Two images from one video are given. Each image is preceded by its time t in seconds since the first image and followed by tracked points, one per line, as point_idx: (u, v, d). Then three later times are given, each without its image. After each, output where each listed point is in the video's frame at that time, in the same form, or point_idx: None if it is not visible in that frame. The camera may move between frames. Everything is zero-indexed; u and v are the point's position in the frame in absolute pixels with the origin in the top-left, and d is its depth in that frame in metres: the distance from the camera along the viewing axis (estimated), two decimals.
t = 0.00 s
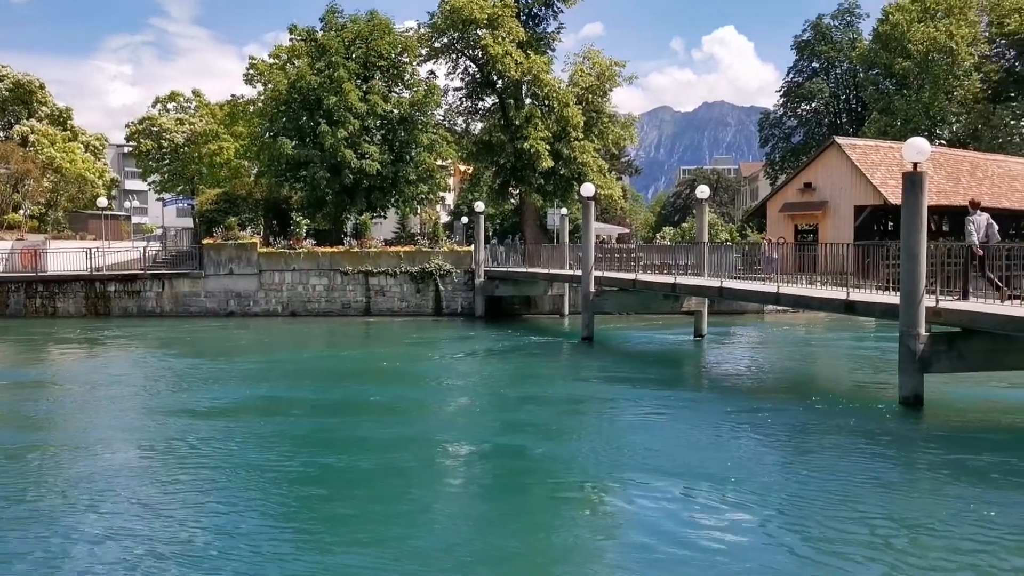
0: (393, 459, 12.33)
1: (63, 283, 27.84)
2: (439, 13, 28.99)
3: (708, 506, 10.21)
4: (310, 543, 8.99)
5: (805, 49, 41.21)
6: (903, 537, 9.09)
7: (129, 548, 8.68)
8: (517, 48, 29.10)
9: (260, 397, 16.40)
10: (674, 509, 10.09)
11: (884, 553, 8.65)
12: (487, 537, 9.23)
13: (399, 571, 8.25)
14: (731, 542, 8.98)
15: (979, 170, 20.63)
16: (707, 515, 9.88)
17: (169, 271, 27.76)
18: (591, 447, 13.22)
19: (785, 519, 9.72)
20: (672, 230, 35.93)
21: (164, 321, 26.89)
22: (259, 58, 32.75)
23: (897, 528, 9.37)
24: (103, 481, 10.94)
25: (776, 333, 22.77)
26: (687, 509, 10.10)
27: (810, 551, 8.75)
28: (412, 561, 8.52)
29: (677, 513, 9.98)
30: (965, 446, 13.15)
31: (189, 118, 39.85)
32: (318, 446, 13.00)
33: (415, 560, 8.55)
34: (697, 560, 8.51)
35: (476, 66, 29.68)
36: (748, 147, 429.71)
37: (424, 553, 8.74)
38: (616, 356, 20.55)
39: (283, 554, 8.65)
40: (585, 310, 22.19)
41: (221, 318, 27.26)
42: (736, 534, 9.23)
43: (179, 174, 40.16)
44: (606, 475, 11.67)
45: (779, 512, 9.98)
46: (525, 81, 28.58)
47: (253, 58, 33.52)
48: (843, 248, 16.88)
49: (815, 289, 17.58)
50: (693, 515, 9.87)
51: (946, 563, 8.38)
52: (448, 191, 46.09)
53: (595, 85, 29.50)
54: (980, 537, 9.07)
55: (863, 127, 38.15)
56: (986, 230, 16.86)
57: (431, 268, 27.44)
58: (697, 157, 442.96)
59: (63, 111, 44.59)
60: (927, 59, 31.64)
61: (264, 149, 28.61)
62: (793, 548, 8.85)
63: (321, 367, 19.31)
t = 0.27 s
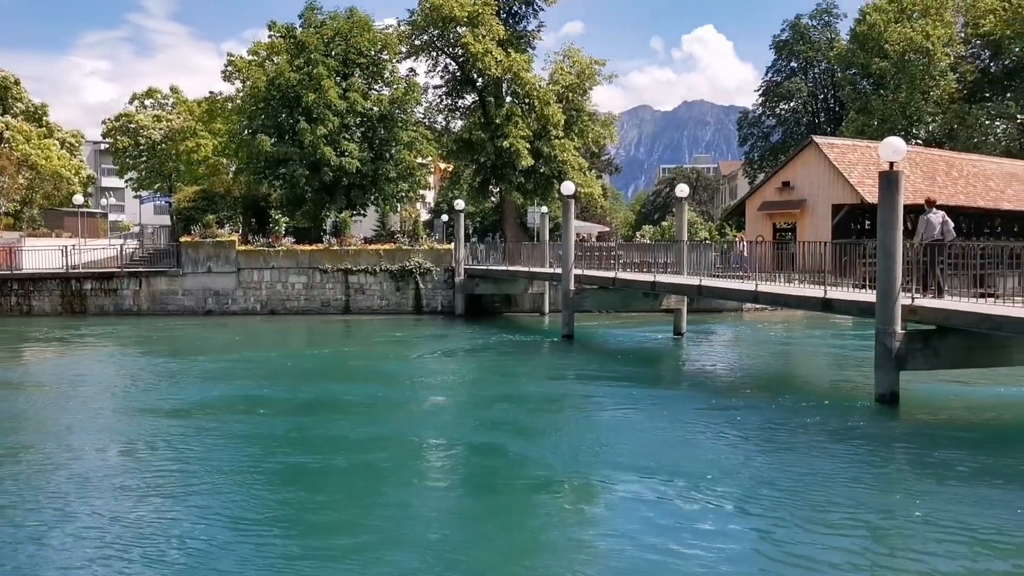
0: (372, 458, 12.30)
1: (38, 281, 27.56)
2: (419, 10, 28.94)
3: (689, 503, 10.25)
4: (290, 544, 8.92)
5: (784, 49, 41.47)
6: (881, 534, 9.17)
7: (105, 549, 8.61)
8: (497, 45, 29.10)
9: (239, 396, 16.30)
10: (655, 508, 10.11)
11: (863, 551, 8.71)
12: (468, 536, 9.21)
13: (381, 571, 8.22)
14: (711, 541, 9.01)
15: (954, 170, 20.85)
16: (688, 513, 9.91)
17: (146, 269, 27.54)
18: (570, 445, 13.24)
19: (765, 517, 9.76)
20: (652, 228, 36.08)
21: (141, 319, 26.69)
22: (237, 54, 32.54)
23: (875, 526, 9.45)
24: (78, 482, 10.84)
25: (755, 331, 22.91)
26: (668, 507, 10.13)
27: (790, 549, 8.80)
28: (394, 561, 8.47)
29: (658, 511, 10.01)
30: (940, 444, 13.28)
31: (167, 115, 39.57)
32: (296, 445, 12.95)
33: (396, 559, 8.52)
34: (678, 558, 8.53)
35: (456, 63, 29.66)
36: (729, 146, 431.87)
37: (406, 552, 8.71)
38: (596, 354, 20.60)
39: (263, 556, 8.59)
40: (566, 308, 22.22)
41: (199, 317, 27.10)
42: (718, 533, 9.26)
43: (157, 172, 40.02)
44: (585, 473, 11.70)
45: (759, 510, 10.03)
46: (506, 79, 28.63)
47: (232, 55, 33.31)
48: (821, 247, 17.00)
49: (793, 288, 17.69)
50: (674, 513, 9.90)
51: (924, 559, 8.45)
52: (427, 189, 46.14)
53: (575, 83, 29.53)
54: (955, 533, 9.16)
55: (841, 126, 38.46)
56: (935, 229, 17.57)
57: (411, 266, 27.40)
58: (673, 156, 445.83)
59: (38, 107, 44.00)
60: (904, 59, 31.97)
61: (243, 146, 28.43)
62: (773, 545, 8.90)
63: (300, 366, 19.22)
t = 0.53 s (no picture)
0: (350, 458, 12.26)
1: (9, 280, 27.19)
2: (395, 9, 28.90)
3: (666, 503, 10.29)
4: (266, 546, 8.85)
5: (759, 50, 41.78)
6: (856, 532, 9.25)
7: (79, 552, 8.52)
8: (475, 44, 29.11)
9: (215, 396, 16.19)
10: (632, 507, 10.14)
11: (838, 548, 8.79)
12: (446, 536, 9.19)
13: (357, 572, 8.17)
14: (688, 540, 9.05)
15: (926, 170, 21.09)
16: (665, 512, 9.95)
17: (120, 268, 27.26)
18: (548, 444, 13.27)
19: (741, 516, 9.81)
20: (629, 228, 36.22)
21: (114, 319, 26.42)
22: (212, 52, 32.30)
23: (850, 523, 9.53)
24: (51, 484, 10.72)
25: (730, 331, 23.06)
26: (645, 506, 10.16)
27: (766, 547, 8.85)
28: (370, 562, 8.43)
29: (636, 510, 10.04)
30: (913, 442, 13.43)
31: (141, 113, 39.16)
32: (273, 446, 12.88)
33: (373, 561, 8.48)
34: (655, 557, 8.56)
35: (433, 62, 29.66)
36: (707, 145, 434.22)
37: (382, 553, 8.67)
38: (573, 353, 20.64)
39: (239, 558, 8.51)
40: (543, 307, 22.25)
41: (174, 316, 26.88)
42: (695, 532, 9.29)
43: (131, 170, 39.59)
44: (562, 472, 11.73)
45: (735, 509, 10.09)
46: (483, 78, 28.68)
47: (206, 52, 33.06)
48: (796, 246, 17.13)
49: (768, 287, 17.81)
50: (651, 513, 9.93)
51: (898, 556, 8.54)
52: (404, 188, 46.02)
53: (553, 82, 29.58)
54: (928, 531, 9.26)
55: (815, 127, 38.81)
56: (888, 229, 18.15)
57: (388, 265, 27.34)
58: (652, 155, 447.57)
59: (9, 104, 43.25)
60: (877, 60, 32.31)
61: (218, 144, 28.22)
62: (750, 544, 8.94)
63: (277, 365, 19.12)
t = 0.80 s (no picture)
0: (327, 458, 12.22)
1: None
2: (371, 8, 28.84)
3: (644, 501, 10.34)
4: (241, 547, 8.79)
5: (734, 51, 42.04)
6: (831, 530, 9.33)
7: (51, 553, 8.44)
8: (451, 44, 29.10)
9: (189, 397, 16.06)
10: (609, 506, 10.17)
11: (814, 546, 8.86)
12: (422, 536, 9.18)
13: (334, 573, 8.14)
14: (665, 539, 9.09)
15: (899, 171, 21.31)
16: (641, 511, 9.99)
17: (92, 267, 26.95)
18: (526, 444, 13.30)
19: (717, 514, 9.87)
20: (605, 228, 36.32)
21: (87, 319, 26.14)
22: (186, 49, 32.03)
23: (825, 521, 9.61)
24: (22, 486, 10.59)
25: (706, 330, 23.20)
26: (622, 505, 10.19)
27: (742, 545, 8.90)
28: (347, 563, 8.41)
29: (612, 509, 10.07)
30: (886, 440, 13.57)
31: (113, 110, 38.73)
32: (249, 445, 12.81)
33: (349, 561, 8.45)
34: (633, 555, 8.61)
35: (410, 61, 29.65)
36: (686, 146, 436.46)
37: (359, 554, 8.64)
38: (550, 353, 20.67)
39: (213, 560, 8.44)
40: (520, 307, 22.26)
41: (147, 316, 26.63)
42: (671, 530, 9.34)
43: (103, 168, 39.14)
44: (539, 472, 11.74)
45: (712, 507, 10.14)
46: (460, 77, 28.72)
47: (181, 50, 32.77)
48: (771, 246, 17.26)
49: (744, 286, 17.94)
50: (628, 511, 9.96)
51: (872, 554, 8.63)
52: (381, 188, 45.87)
53: (530, 82, 29.59)
54: (901, 528, 9.38)
55: (790, 127, 39.11)
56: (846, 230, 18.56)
57: (364, 265, 27.24)
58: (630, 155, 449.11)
59: None
60: (851, 62, 32.59)
61: (192, 142, 27.99)
62: (726, 542, 9.00)
63: (252, 365, 18.99)
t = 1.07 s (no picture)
0: (305, 458, 12.18)
1: None
2: (349, 6, 28.80)
3: (621, 499, 10.40)
4: (216, 549, 8.73)
5: (712, 51, 42.28)
6: (806, 527, 9.40)
7: (26, 557, 8.36)
8: (430, 43, 29.09)
9: (166, 397, 15.94)
10: (587, 505, 10.19)
11: (789, 543, 8.92)
12: (399, 536, 9.16)
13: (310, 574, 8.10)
14: (643, 537, 9.15)
15: (873, 172, 21.51)
16: (618, 510, 10.01)
17: (66, 266, 26.66)
18: (504, 443, 13.32)
19: (693, 513, 9.91)
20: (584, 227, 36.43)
21: (61, 318, 25.85)
22: (162, 47, 31.78)
23: (800, 519, 9.68)
24: None
25: (684, 329, 23.34)
26: (599, 504, 10.21)
27: (718, 543, 8.95)
28: (323, 564, 8.37)
29: (589, 508, 10.09)
30: (861, 438, 13.69)
31: (88, 108, 38.29)
32: (227, 446, 12.74)
33: (325, 562, 8.41)
34: (611, 554, 8.65)
35: (388, 60, 29.65)
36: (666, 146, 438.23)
37: (335, 554, 8.61)
38: (529, 352, 20.70)
39: (187, 562, 8.38)
40: (499, 306, 22.29)
41: (122, 316, 26.39)
42: (648, 529, 9.36)
43: (77, 166, 38.67)
44: (518, 470, 11.78)
45: (688, 506, 10.19)
46: (438, 76, 28.71)
47: (156, 47, 32.50)
48: (748, 246, 17.37)
49: (721, 286, 18.04)
50: (605, 510, 9.99)
51: (847, 551, 8.69)
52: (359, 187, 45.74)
53: (508, 82, 29.63)
54: (875, 524, 9.50)
55: (767, 127, 39.38)
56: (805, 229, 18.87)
57: (342, 264, 27.17)
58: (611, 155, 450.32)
59: None
60: (827, 63, 32.85)
61: (168, 141, 27.78)
62: (702, 541, 9.04)
63: (229, 365, 18.88)
